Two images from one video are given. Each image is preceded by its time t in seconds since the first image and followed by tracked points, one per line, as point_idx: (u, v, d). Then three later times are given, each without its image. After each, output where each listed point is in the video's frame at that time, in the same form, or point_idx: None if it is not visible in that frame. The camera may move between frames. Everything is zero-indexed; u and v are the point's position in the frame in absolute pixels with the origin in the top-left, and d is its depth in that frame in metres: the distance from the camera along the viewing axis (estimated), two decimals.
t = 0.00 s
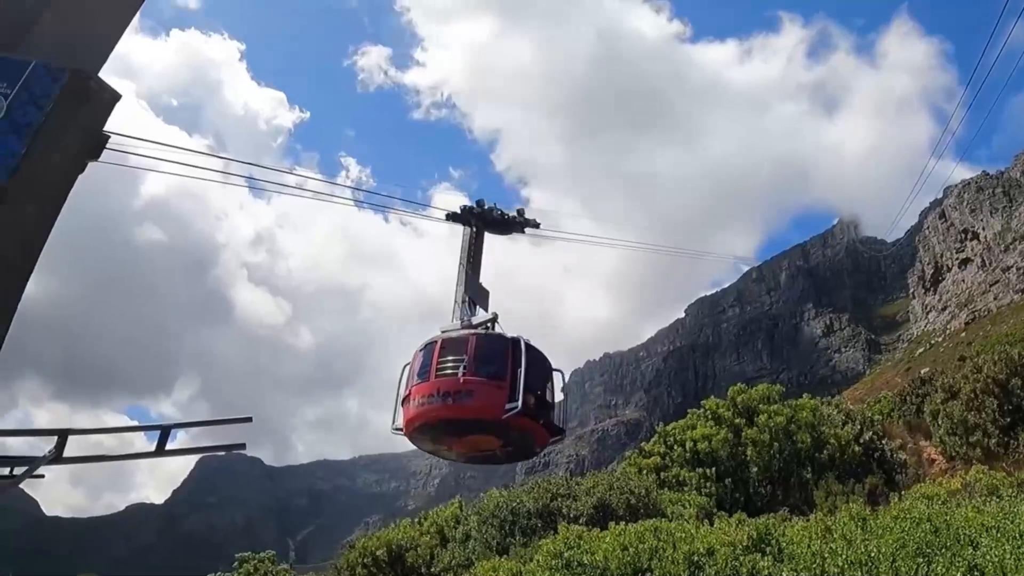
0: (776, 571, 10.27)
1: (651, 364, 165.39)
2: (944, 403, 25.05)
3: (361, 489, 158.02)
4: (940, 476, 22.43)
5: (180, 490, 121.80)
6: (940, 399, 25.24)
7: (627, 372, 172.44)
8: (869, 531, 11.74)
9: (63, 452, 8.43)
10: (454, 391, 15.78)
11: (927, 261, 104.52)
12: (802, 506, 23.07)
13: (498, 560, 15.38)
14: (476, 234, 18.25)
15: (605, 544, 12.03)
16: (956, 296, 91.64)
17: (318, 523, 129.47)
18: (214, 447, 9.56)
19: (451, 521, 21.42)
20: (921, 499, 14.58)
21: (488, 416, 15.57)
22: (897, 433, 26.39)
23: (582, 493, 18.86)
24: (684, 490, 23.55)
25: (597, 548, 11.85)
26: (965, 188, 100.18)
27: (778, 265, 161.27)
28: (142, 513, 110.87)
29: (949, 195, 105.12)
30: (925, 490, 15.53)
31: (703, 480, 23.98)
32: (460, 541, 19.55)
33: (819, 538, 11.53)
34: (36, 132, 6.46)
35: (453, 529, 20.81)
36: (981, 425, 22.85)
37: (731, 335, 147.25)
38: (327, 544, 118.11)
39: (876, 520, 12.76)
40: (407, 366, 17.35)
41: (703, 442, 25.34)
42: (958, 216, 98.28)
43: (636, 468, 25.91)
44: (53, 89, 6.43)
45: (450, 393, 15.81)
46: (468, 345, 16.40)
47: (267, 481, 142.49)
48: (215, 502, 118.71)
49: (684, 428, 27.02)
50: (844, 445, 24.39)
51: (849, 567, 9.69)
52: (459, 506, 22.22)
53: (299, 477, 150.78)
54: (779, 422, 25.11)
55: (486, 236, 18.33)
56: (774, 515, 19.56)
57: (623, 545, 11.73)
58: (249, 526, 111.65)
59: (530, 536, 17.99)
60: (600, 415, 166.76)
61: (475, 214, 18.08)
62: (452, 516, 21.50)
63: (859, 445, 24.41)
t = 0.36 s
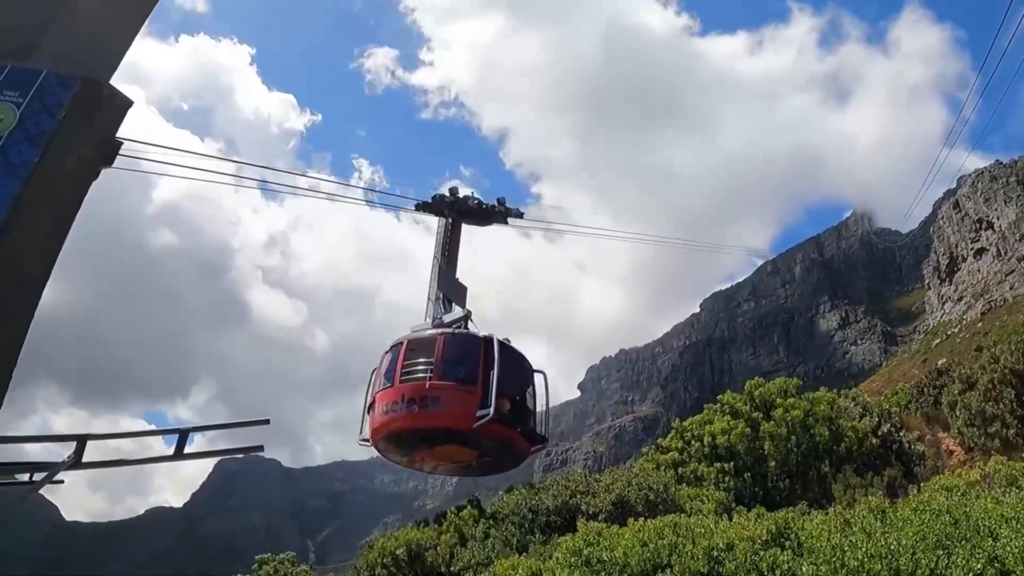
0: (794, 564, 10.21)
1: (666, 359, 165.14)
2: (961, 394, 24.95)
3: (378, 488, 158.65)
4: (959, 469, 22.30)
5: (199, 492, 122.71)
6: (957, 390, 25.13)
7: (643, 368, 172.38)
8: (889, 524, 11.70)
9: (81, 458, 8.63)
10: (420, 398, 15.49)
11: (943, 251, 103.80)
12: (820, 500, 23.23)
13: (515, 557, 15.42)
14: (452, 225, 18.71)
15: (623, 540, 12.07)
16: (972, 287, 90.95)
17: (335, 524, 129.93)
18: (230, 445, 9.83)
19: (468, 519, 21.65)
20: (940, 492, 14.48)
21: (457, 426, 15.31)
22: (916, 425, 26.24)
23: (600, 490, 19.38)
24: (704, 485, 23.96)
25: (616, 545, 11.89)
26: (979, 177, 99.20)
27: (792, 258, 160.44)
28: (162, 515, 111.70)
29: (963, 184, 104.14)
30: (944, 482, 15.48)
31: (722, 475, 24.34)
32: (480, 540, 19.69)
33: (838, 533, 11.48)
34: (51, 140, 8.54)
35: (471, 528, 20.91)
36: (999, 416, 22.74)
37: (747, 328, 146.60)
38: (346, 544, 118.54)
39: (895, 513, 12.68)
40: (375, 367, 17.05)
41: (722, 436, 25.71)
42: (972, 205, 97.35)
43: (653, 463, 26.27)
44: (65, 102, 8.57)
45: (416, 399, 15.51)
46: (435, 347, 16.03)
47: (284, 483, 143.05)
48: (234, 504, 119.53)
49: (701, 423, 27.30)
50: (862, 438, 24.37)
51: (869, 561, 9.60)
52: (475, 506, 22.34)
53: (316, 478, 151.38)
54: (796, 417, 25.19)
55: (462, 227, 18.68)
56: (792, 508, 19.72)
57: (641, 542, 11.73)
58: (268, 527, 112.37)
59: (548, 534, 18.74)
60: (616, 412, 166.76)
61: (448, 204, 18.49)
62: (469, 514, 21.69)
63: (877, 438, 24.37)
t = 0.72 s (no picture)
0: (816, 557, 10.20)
1: (684, 352, 165.04)
2: (981, 382, 24.78)
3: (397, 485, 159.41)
4: (979, 457, 22.14)
5: (220, 492, 123.22)
6: (976, 378, 24.98)
7: (662, 361, 172.69)
8: (909, 514, 11.63)
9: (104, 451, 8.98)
10: (390, 403, 15.40)
11: (960, 240, 103.13)
12: (840, 490, 23.23)
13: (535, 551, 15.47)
14: (435, 217, 19.18)
15: (643, 533, 12.10)
16: (989, 274, 90.25)
17: (355, 521, 130.56)
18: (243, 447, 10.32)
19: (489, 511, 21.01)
20: (959, 481, 14.37)
21: (429, 431, 15.19)
22: (935, 413, 26.01)
23: (620, 483, 19.93)
24: (724, 477, 24.32)
25: (635, 538, 11.91)
26: (996, 164, 98.24)
27: (809, 249, 159.71)
28: (182, 515, 112.19)
29: (979, 171, 103.14)
30: (965, 472, 15.34)
31: (741, 466, 24.69)
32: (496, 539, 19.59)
33: (859, 523, 11.39)
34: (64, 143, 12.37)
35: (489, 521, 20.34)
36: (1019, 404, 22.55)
37: (764, 320, 146.17)
38: (366, 542, 118.73)
39: (916, 503, 12.56)
40: (348, 370, 17.02)
41: (741, 429, 26.01)
42: (988, 192, 96.44)
43: (673, 457, 26.71)
44: (80, 102, 12.56)
45: (385, 404, 15.42)
46: (405, 349, 15.95)
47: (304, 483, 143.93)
48: (254, 503, 119.96)
49: (721, 415, 27.75)
50: (881, 428, 24.29)
51: (891, 551, 9.56)
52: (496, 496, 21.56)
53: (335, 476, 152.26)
54: (814, 407, 25.14)
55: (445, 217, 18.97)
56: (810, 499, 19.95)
57: (662, 535, 11.71)
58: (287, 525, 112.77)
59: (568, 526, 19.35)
60: (634, 406, 166.92)
61: (429, 195, 18.95)
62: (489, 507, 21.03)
63: (896, 428, 24.27)
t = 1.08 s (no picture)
0: (836, 548, 10.41)
1: (700, 343, 164.76)
2: (999, 371, 24.63)
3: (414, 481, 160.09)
4: (998, 446, 21.97)
5: (237, 490, 123.69)
6: (996, 366, 24.80)
7: (678, 352, 172.52)
8: (930, 503, 11.57)
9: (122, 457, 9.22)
10: (367, 407, 15.16)
11: (976, 227, 102.10)
12: (859, 480, 23.39)
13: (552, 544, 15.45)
14: (423, 206, 19.20)
15: (663, 524, 12.16)
16: (1007, 262, 89.47)
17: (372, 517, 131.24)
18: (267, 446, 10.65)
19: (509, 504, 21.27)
20: (980, 469, 14.32)
21: (406, 438, 14.94)
22: (955, 403, 25.78)
23: (639, 474, 19.89)
24: (743, 468, 24.73)
25: (656, 529, 11.97)
26: (1013, 150, 97.03)
27: (824, 238, 158.65)
28: (201, 514, 113.04)
29: (996, 157, 101.88)
30: (985, 461, 15.22)
31: (760, 458, 25.01)
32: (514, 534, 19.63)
33: (879, 512, 11.49)
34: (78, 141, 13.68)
35: (508, 516, 20.60)
36: None
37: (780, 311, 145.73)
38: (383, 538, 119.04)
39: (935, 493, 12.63)
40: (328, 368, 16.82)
41: (759, 419, 26.31)
42: (1004, 179, 95.28)
43: (693, 447, 27.15)
44: (94, 106, 13.93)
45: (362, 408, 15.20)
46: (384, 349, 15.56)
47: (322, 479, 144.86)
48: (271, 501, 120.78)
49: (739, 406, 27.77)
50: (900, 417, 24.22)
51: (912, 542, 9.68)
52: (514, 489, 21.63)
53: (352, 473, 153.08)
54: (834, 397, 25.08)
55: (433, 206, 19.11)
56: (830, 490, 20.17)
57: (683, 525, 11.82)
58: (305, 522, 113.30)
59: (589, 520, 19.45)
60: (651, 398, 166.93)
61: (414, 184, 18.92)
62: (508, 500, 21.26)
63: (915, 418, 24.16)
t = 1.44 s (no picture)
0: (859, 536, 10.35)
1: (720, 333, 164.37)
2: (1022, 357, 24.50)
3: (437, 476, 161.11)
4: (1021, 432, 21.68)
5: (261, 487, 124.71)
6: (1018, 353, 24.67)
7: (699, 343, 172.11)
8: (953, 492, 11.51)
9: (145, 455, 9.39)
10: (348, 411, 14.92)
11: (996, 213, 101.25)
12: (882, 469, 23.41)
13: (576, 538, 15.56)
14: (412, 197, 19.17)
15: (685, 516, 12.20)
16: None
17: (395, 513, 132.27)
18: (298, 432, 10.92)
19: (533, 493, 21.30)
20: (1003, 457, 14.21)
21: (388, 442, 14.59)
22: (978, 389, 25.55)
23: (663, 466, 20.51)
24: (765, 458, 25.21)
25: (679, 521, 12.02)
26: None
27: (843, 226, 157.47)
28: (226, 511, 114.62)
29: (1015, 143, 100.71)
30: (1007, 449, 15.04)
31: (782, 448, 25.41)
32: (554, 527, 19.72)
33: (902, 501, 11.42)
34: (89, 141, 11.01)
35: (535, 503, 20.77)
36: None
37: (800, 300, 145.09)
38: (405, 534, 119.71)
39: (960, 481, 12.51)
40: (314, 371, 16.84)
41: (779, 409, 26.70)
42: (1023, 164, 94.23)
43: (715, 438, 27.82)
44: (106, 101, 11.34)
45: (344, 413, 14.96)
46: (367, 349, 15.48)
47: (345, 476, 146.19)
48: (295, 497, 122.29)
49: (760, 397, 28.28)
50: (922, 405, 24.20)
51: (935, 530, 9.63)
52: (539, 482, 21.90)
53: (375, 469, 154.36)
54: (854, 385, 25.25)
55: (422, 197, 19.11)
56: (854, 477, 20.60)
57: (706, 517, 11.85)
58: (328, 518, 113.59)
59: (613, 510, 19.97)
60: (673, 389, 166.89)
61: (401, 174, 18.81)
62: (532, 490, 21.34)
63: (938, 405, 24.13)
